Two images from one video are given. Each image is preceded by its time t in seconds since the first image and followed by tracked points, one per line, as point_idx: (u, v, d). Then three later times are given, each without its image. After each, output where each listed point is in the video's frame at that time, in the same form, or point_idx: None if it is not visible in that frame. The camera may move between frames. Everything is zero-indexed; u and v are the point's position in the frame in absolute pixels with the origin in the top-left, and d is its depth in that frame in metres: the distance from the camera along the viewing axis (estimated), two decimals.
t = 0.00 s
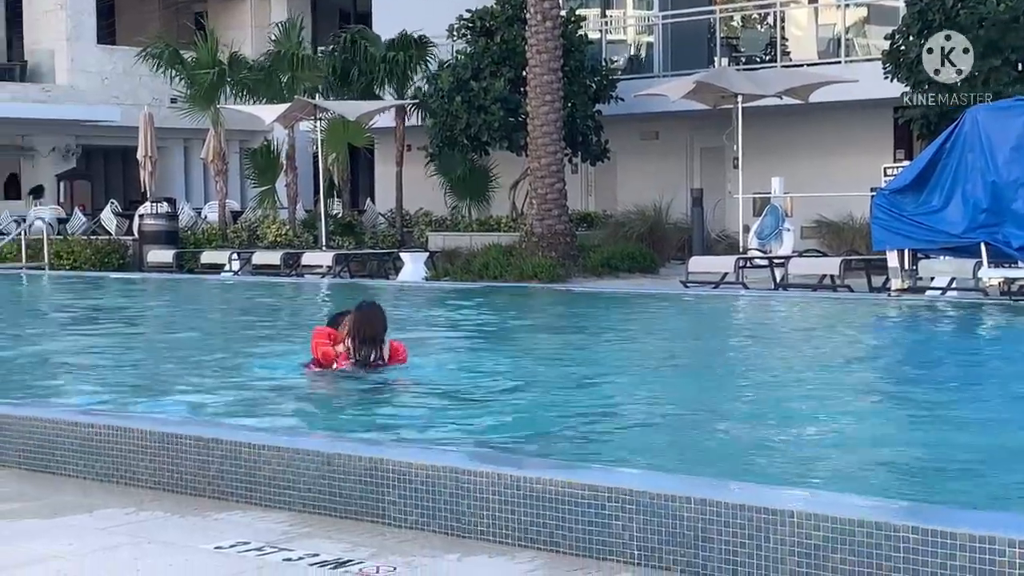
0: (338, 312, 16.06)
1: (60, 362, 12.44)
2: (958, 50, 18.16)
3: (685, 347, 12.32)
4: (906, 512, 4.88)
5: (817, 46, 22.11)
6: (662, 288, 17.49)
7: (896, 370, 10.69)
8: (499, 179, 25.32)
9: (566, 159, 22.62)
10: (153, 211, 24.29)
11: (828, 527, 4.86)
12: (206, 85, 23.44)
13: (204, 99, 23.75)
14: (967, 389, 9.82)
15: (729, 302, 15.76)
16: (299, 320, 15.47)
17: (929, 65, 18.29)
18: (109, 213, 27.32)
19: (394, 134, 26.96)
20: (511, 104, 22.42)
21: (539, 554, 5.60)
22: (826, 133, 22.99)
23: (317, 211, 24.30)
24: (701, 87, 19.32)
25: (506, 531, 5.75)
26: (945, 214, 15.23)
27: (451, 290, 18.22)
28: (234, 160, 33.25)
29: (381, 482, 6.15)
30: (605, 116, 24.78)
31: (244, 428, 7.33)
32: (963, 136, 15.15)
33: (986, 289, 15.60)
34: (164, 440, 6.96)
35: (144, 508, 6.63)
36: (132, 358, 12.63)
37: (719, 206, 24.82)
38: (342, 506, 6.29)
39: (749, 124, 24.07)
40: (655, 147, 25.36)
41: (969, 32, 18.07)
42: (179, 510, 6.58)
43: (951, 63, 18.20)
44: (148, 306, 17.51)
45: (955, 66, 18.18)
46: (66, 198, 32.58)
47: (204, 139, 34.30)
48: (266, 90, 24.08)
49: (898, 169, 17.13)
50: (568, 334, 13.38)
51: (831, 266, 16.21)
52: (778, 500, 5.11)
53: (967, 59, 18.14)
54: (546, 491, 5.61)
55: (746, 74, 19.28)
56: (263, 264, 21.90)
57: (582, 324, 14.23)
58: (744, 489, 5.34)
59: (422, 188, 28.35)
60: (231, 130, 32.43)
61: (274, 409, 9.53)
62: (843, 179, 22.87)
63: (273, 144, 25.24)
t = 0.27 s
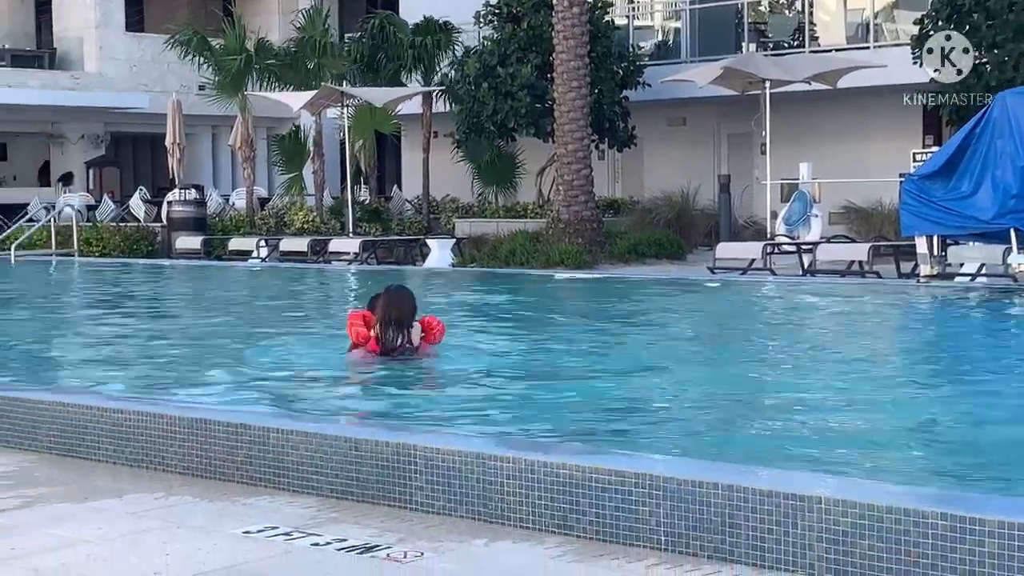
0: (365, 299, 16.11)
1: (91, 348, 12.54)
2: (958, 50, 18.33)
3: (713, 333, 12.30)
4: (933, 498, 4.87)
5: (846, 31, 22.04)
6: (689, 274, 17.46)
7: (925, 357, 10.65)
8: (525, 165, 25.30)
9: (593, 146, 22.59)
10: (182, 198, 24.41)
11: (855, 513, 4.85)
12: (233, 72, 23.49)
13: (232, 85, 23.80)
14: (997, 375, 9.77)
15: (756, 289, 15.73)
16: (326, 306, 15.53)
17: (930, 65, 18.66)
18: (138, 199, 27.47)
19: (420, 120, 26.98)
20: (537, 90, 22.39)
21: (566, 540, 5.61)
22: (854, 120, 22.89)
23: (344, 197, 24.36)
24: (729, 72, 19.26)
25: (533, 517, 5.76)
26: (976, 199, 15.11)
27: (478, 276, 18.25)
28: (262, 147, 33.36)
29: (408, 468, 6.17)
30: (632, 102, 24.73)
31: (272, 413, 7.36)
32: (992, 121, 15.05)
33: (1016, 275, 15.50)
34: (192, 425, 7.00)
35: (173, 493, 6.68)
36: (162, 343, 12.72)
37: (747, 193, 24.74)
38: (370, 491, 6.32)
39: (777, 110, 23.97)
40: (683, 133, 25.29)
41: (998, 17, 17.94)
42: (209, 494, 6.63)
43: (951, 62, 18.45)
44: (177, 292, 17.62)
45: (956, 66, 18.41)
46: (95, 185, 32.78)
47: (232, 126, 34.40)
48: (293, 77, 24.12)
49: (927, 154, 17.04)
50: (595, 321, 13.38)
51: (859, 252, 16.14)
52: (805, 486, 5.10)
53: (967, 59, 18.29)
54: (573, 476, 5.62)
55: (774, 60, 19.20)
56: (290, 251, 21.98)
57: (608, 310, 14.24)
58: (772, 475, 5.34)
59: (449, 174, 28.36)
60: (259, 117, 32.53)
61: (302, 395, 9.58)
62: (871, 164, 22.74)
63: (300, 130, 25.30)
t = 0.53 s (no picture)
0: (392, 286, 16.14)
1: (120, 335, 12.61)
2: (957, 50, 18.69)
3: (740, 319, 12.27)
4: (961, 484, 4.85)
5: (874, 16, 21.87)
6: (717, 260, 17.42)
7: (954, 343, 10.59)
8: (552, 152, 25.27)
9: (620, 132, 22.53)
10: (210, 186, 24.50)
11: (883, 499, 4.83)
12: (260, 60, 23.52)
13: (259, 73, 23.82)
14: None
15: (784, 275, 15.67)
16: (353, 293, 15.57)
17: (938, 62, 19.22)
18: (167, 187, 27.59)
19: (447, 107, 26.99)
20: (565, 77, 22.35)
21: (593, 526, 5.62)
22: (882, 106, 22.76)
23: (371, 185, 24.40)
24: (757, 58, 19.16)
25: (560, 503, 5.77)
26: (1005, 184, 15.01)
27: (505, 263, 18.26)
28: (289, 135, 33.45)
29: (435, 455, 6.19)
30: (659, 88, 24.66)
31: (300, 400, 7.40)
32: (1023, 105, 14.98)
33: None
34: (222, 412, 7.05)
35: (203, 479, 6.72)
36: (191, 331, 12.78)
37: (775, 178, 24.64)
38: (397, 478, 6.34)
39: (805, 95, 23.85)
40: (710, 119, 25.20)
41: None
42: (238, 481, 6.67)
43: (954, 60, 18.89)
44: (205, 280, 17.70)
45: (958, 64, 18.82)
46: (124, 173, 32.93)
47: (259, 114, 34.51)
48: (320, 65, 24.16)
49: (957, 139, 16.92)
50: (622, 307, 13.37)
51: (888, 238, 16.06)
52: (833, 472, 5.09)
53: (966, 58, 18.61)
54: (600, 463, 5.62)
55: (802, 44, 19.08)
56: (318, 239, 22.03)
57: (635, 296, 14.22)
58: (799, 461, 5.33)
59: (475, 161, 28.36)
60: (286, 104, 32.61)
61: (330, 382, 9.61)
62: (900, 149, 22.61)
63: (327, 118, 25.34)
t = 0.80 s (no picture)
0: (409, 277, 16.15)
1: (139, 328, 12.64)
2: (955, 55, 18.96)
3: (760, 309, 12.24)
4: (984, 474, 4.83)
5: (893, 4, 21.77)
6: (736, 251, 17.37)
7: (974, 332, 10.55)
8: (570, 143, 25.23)
9: (638, 122, 22.48)
10: (228, 178, 24.55)
11: (904, 488, 4.82)
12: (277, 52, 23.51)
13: (276, 65, 23.81)
14: None
15: (803, 264, 15.62)
16: (371, 285, 15.59)
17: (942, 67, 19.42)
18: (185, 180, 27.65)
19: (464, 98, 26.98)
20: (582, 67, 22.38)
21: (613, 517, 5.62)
22: (900, 94, 22.65)
23: (389, 177, 24.41)
24: (775, 47, 19.08)
25: (581, 495, 5.77)
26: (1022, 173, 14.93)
27: (523, 254, 18.25)
28: (307, 127, 33.50)
29: (454, 446, 6.19)
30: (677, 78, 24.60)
31: (319, 391, 7.41)
32: None
33: None
34: (242, 404, 7.07)
35: (223, 471, 6.74)
36: (210, 323, 12.81)
37: (793, 168, 24.55)
38: (417, 469, 6.34)
39: (824, 84, 23.76)
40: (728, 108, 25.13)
41: None
42: (257, 473, 6.69)
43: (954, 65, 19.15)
44: (223, 272, 17.74)
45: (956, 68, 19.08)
46: (143, 166, 33.01)
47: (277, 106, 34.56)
48: (337, 57, 24.19)
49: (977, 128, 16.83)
50: (640, 298, 13.34)
51: (907, 227, 15.98)
52: (852, 461, 5.08)
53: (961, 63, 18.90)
54: (619, 453, 5.62)
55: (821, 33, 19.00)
56: (336, 231, 22.04)
57: (654, 287, 14.19)
58: (819, 451, 5.31)
59: (493, 152, 28.36)
60: (304, 97, 32.65)
61: (350, 373, 9.63)
62: (920, 138, 22.49)
63: (344, 110, 25.36)
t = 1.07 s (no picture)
0: (411, 273, 16.17)
1: (141, 324, 12.67)
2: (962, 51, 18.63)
3: (761, 303, 12.24)
4: (984, 466, 4.84)
5: None
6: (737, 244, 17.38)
7: (974, 325, 10.56)
8: (570, 137, 25.23)
9: (639, 117, 22.46)
10: (229, 174, 24.56)
11: (904, 482, 4.83)
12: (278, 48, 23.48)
13: (276, 61, 23.78)
14: None
15: (803, 258, 15.63)
16: (372, 280, 15.61)
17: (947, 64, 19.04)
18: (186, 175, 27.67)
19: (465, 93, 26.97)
20: (583, 61, 22.32)
21: (615, 511, 5.63)
22: (900, 87, 22.63)
23: (390, 172, 24.42)
24: (775, 41, 19.08)
25: (582, 489, 5.78)
26: None
27: (524, 249, 18.27)
28: (307, 122, 33.50)
29: (456, 442, 6.21)
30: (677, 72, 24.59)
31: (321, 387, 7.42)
32: None
33: None
34: (244, 400, 7.08)
35: (225, 468, 6.76)
36: (211, 320, 12.83)
37: (794, 161, 24.56)
38: (419, 465, 6.36)
39: (824, 78, 23.75)
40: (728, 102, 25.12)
41: None
42: (260, 469, 6.71)
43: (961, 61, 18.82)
44: (224, 268, 17.75)
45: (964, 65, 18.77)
46: (144, 162, 33.04)
47: (278, 102, 34.59)
48: (338, 52, 24.18)
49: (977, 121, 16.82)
50: (641, 292, 13.36)
51: (908, 221, 15.99)
52: (853, 455, 5.09)
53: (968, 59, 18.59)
54: (620, 448, 5.63)
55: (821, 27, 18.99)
56: (337, 226, 22.04)
57: (655, 281, 14.21)
58: (820, 445, 5.33)
59: (494, 147, 28.35)
60: (304, 92, 32.65)
61: (351, 369, 9.65)
62: (921, 131, 22.47)
63: (345, 105, 25.35)
